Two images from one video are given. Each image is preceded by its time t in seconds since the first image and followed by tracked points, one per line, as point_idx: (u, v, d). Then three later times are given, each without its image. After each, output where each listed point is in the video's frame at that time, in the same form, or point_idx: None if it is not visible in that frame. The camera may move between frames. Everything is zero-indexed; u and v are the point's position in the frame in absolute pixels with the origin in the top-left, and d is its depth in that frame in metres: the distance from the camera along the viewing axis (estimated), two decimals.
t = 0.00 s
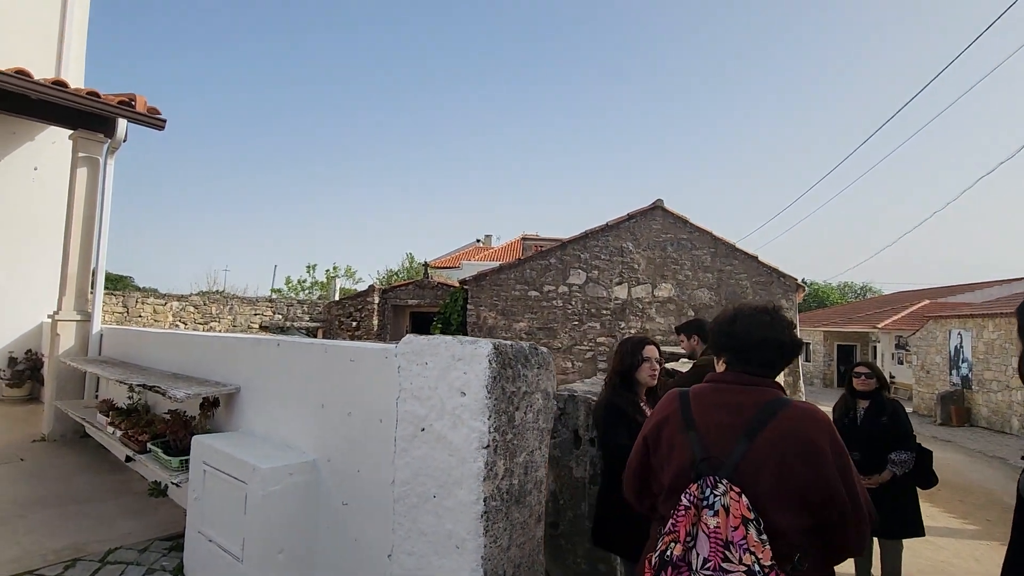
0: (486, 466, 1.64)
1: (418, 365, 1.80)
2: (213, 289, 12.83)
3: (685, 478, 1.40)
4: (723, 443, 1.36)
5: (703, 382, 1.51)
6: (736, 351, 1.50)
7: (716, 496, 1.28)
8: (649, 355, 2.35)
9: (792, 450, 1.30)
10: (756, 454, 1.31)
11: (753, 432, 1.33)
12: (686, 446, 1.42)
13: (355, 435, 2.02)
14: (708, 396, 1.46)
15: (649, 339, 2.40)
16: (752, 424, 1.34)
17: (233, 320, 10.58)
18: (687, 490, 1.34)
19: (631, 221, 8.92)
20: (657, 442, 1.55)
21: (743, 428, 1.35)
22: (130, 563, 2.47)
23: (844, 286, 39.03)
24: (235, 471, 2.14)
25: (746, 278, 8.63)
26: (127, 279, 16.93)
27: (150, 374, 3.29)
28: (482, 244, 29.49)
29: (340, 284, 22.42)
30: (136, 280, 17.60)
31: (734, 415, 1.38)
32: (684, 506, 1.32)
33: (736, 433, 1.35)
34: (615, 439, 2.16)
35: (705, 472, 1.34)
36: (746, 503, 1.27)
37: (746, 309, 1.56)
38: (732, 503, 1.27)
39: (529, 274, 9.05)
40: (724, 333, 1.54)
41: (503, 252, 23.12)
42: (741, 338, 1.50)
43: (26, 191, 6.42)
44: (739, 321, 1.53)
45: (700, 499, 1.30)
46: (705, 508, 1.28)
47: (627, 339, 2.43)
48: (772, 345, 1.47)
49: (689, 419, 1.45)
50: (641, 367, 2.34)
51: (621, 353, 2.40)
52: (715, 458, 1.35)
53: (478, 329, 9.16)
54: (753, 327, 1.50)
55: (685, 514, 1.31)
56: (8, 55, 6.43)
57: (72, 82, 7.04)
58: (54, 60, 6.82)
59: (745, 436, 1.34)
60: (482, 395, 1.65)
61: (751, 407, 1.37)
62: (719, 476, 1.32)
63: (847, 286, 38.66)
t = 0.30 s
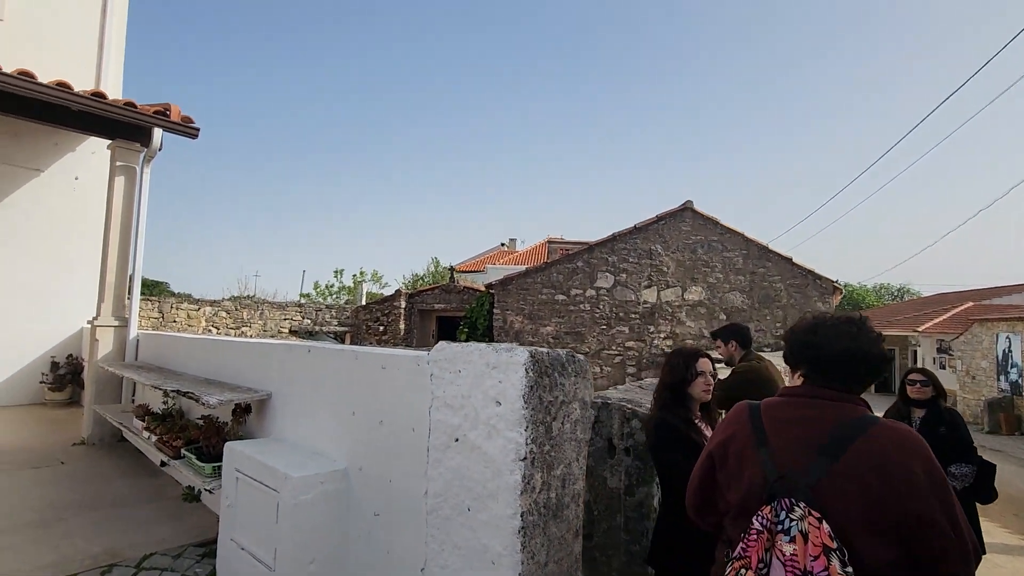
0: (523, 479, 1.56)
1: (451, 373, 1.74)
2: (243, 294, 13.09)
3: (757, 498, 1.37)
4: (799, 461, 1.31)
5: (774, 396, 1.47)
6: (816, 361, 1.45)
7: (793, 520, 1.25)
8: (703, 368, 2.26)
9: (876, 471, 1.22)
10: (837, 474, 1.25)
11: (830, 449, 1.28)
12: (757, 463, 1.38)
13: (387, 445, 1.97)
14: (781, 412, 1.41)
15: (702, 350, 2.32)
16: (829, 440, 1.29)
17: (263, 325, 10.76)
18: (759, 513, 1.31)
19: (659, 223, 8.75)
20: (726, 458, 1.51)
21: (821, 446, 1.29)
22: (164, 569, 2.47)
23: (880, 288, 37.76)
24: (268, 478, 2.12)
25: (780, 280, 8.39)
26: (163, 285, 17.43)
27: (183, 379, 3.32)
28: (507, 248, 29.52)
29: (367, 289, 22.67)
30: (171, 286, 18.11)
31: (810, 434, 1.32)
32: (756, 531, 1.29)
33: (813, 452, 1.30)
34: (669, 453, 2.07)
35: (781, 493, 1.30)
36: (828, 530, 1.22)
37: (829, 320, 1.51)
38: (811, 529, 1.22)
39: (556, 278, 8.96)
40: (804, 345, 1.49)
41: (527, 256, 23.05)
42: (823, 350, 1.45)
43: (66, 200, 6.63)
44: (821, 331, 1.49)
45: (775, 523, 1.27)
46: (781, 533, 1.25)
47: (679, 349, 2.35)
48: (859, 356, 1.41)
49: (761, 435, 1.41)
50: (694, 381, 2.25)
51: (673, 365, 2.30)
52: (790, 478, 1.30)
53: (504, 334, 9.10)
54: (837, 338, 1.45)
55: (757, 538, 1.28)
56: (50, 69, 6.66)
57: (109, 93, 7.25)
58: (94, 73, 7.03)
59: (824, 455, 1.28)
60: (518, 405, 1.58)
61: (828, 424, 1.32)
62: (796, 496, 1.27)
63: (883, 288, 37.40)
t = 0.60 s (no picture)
0: (578, 493, 1.48)
1: (501, 381, 1.69)
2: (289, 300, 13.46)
3: (833, 519, 1.26)
4: (880, 477, 1.19)
5: (853, 409, 1.36)
6: (899, 369, 1.33)
7: (874, 543, 1.14)
8: (789, 383, 2.12)
9: (966, 486, 1.10)
10: (925, 492, 1.12)
11: (913, 463, 1.16)
12: (833, 478, 1.27)
13: (434, 453, 1.93)
14: (859, 424, 1.30)
15: (786, 363, 2.18)
16: (911, 453, 1.17)
17: (309, 329, 11.02)
18: (835, 533, 1.23)
19: (704, 224, 8.49)
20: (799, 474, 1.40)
21: (907, 460, 1.17)
22: (217, 571, 2.51)
23: (941, 290, 35.66)
24: (316, 485, 2.12)
25: (834, 282, 7.99)
26: (214, 291, 18.13)
27: (235, 384, 3.39)
28: (545, 253, 29.37)
29: (407, 294, 22.98)
30: (221, 292, 18.81)
31: (892, 447, 1.20)
32: (830, 552, 1.22)
33: (896, 466, 1.17)
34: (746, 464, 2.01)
35: (861, 511, 1.19)
36: (915, 555, 1.09)
37: (916, 325, 1.38)
38: (894, 553, 1.11)
39: (597, 281, 8.83)
40: (888, 353, 1.37)
41: (565, 259, 22.86)
42: (908, 358, 1.33)
43: (126, 210, 6.96)
44: (906, 338, 1.37)
45: (853, 544, 1.18)
46: (858, 556, 1.16)
47: (759, 361, 2.22)
48: (950, 364, 1.28)
49: (836, 448, 1.30)
50: (778, 398, 2.11)
51: (755, 378, 2.15)
52: (870, 495, 1.19)
53: (545, 338, 9.03)
54: (925, 345, 1.32)
55: (832, 559, 1.21)
56: (112, 86, 7.01)
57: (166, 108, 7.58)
58: (151, 89, 7.37)
59: (910, 471, 1.15)
60: (572, 416, 1.51)
61: (914, 437, 1.19)
62: (878, 516, 1.16)
63: (944, 290, 35.32)
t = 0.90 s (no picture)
0: (649, 501, 1.42)
1: (565, 384, 1.65)
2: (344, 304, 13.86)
3: (908, 529, 1.16)
4: (965, 488, 1.07)
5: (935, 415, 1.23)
6: (983, 371, 1.19)
7: (950, 554, 1.06)
8: (894, 388, 1.93)
9: None
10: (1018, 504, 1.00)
11: (995, 470, 1.05)
12: (911, 491, 1.16)
13: (496, 457, 1.91)
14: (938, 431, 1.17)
15: (892, 368, 2.00)
16: (992, 459, 1.06)
17: (363, 333, 11.30)
18: (905, 542, 1.16)
19: (764, 222, 8.15)
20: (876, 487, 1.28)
21: (995, 470, 1.05)
22: (283, 567, 2.57)
23: None
24: (378, 485, 2.14)
25: (908, 282, 7.46)
26: (274, 296, 18.91)
27: (298, 385, 3.50)
28: (592, 256, 29.03)
29: (456, 298, 23.23)
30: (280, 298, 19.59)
31: (978, 454, 1.08)
32: (899, 559, 1.16)
33: (983, 476, 1.05)
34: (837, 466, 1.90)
35: (940, 520, 1.10)
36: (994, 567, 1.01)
37: (1005, 321, 1.23)
38: (970, 562, 1.03)
39: (650, 283, 8.65)
40: (972, 354, 1.24)
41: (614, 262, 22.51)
42: (995, 358, 1.18)
43: (196, 220, 7.37)
44: (993, 336, 1.22)
45: (924, 550, 1.12)
46: (929, 562, 1.10)
47: (858, 364, 2.07)
48: None
49: (913, 457, 1.18)
50: (883, 405, 1.93)
51: (857, 381, 2.00)
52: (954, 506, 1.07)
53: (597, 342, 8.91)
54: (1014, 344, 1.17)
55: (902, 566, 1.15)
56: (183, 103, 7.43)
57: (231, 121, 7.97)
58: (218, 104, 7.76)
59: (999, 481, 1.03)
60: (642, 421, 1.45)
61: (1003, 443, 1.06)
62: (956, 526, 1.07)
63: None
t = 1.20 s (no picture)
0: (746, 509, 1.36)
1: (649, 386, 1.62)
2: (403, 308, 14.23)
3: None
4: None
5: None
6: None
7: None
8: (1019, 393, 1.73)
9: None
10: None
11: None
12: None
13: (575, 459, 1.89)
14: None
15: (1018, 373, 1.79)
16: None
17: (423, 336, 11.55)
18: None
19: (837, 220, 7.71)
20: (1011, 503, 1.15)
21: None
22: (363, 562, 2.65)
23: None
24: (456, 485, 2.18)
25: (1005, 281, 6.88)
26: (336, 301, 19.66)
27: (371, 386, 3.61)
28: (648, 257, 28.49)
29: (510, 301, 23.41)
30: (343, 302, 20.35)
31: None
32: None
33: None
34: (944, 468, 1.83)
35: None
36: None
37: None
38: None
39: (713, 284, 8.39)
40: None
41: (671, 263, 21.98)
42: None
43: (269, 229, 7.78)
44: None
45: None
46: None
47: (979, 370, 1.89)
48: None
49: None
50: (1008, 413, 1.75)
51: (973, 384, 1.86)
52: None
53: (659, 345, 8.72)
54: None
55: None
56: (257, 118, 7.86)
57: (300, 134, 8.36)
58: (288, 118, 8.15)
59: None
60: (737, 425, 1.39)
61: None
62: None
63: None
